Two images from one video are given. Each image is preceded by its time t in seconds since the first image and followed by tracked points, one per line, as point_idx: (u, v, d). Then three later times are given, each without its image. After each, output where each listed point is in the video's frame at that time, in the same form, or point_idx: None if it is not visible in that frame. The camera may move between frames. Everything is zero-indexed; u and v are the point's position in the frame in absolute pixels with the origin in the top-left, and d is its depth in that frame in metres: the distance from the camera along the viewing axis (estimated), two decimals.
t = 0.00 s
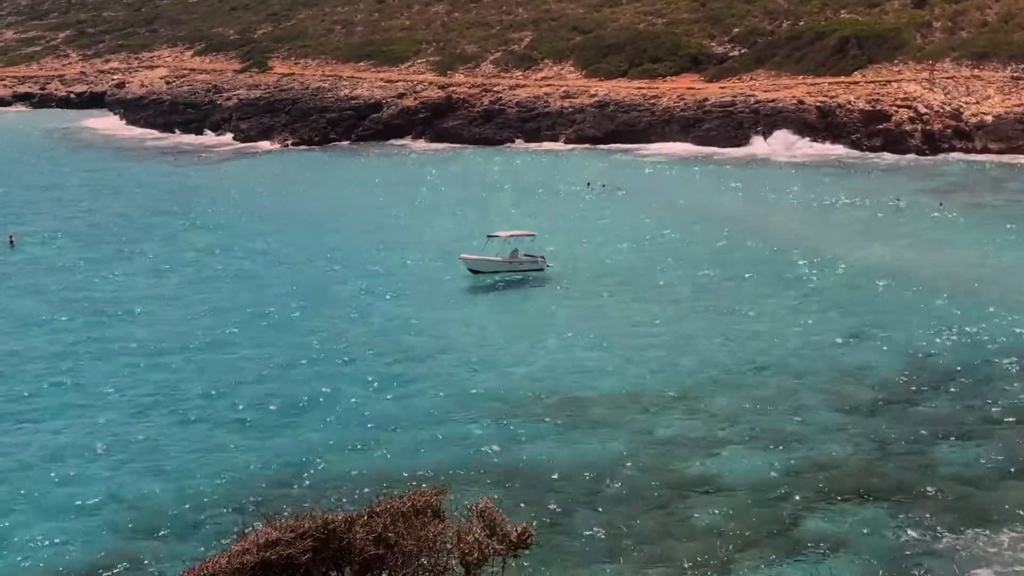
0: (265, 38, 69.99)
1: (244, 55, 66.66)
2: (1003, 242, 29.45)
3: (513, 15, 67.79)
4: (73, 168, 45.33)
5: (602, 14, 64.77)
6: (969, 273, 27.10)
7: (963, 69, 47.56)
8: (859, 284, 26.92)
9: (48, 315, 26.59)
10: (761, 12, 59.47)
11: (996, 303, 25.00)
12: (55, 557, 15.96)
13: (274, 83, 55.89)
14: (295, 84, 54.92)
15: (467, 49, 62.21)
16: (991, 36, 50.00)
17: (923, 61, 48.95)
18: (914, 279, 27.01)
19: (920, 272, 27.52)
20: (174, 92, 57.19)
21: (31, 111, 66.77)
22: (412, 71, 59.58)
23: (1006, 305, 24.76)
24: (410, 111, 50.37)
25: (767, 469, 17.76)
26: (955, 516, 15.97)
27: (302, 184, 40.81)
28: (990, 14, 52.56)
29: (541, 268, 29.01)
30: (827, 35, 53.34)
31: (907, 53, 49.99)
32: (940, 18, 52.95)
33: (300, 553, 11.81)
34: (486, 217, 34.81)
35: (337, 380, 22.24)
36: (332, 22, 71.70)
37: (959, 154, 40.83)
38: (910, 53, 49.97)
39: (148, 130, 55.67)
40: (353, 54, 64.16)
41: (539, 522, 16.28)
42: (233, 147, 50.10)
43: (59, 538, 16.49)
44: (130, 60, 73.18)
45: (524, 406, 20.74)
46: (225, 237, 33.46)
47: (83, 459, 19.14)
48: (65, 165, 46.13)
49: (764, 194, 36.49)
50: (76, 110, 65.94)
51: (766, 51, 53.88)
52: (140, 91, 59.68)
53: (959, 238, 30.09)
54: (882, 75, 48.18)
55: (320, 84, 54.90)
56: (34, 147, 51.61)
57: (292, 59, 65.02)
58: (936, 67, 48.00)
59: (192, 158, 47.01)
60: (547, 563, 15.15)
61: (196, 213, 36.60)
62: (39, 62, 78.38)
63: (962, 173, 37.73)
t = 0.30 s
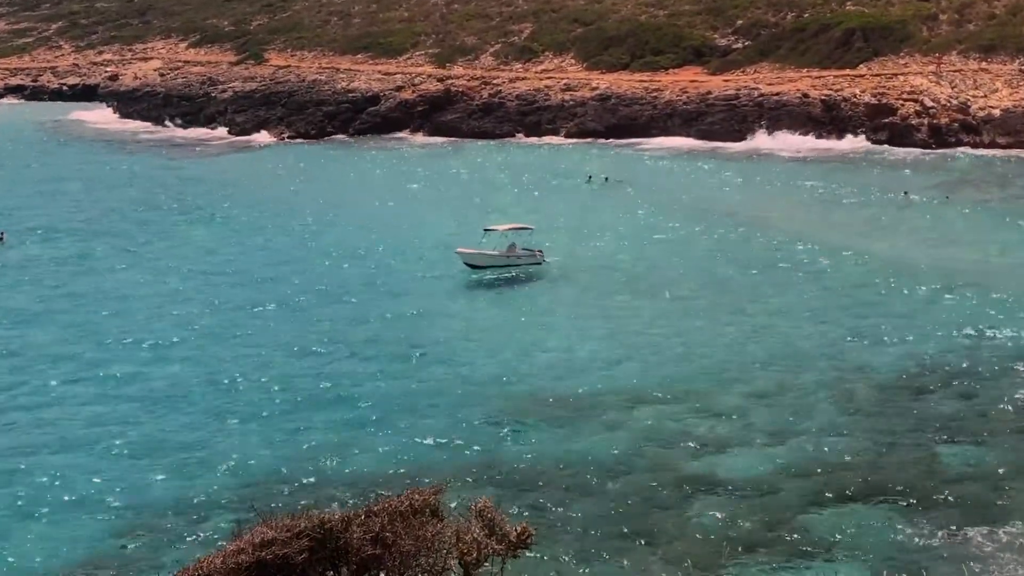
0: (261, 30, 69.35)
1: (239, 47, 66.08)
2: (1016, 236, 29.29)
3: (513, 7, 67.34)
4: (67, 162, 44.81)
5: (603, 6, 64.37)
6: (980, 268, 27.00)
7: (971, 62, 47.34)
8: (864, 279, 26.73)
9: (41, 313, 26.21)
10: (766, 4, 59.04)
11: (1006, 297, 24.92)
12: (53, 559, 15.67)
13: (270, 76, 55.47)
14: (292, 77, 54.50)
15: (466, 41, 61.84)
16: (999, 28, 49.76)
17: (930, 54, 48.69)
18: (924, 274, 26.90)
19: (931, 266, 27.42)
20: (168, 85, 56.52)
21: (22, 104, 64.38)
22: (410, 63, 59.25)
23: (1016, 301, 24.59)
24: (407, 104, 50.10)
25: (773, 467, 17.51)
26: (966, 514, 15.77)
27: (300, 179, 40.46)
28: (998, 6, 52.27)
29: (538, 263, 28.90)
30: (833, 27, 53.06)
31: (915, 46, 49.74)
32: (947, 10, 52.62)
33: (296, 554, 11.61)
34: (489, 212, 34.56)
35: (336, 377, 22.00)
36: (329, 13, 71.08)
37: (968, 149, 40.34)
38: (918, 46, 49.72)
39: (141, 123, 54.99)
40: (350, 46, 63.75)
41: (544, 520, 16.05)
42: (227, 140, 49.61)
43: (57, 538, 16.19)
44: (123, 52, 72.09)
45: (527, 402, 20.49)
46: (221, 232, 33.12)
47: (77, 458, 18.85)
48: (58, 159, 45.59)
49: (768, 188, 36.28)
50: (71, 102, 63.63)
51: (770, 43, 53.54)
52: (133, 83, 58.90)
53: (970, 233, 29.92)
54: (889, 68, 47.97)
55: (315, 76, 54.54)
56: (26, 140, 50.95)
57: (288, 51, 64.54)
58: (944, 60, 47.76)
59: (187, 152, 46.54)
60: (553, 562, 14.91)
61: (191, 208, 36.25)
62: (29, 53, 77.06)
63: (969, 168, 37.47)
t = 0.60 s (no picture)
0: (257, 19, 68.83)
1: (235, 37, 65.59)
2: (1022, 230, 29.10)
3: None
4: (62, 155, 44.38)
5: None
6: (988, 263, 26.76)
7: (978, 54, 47.10)
8: (870, 274, 26.48)
9: (35, 308, 25.89)
10: None
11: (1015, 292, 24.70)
12: (45, 560, 15.34)
13: (266, 67, 55.05)
14: (288, 68, 54.13)
15: (466, 32, 61.48)
16: (1006, 20, 49.48)
17: (937, 46, 48.41)
18: (931, 267, 26.73)
19: (939, 260, 27.19)
20: (162, 76, 56.05)
21: (15, 95, 63.89)
22: (408, 55, 58.96)
23: None
24: (406, 96, 49.79)
25: (778, 466, 17.20)
26: (978, 513, 15.50)
27: (298, 172, 40.15)
28: None
29: (536, 256, 28.55)
30: (838, 18, 52.75)
31: (921, 38, 49.44)
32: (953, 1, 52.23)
33: (292, 552, 11.46)
34: (488, 205, 34.36)
35: (335, 373, 21.72)
36: (326, 3, 70.59)
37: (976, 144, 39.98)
38: (924, 37, 49.42)
39: (135, 114, 54.48)
40: (348, 37, 63.38)
41: (546, 517, 15.83)
42: (223, 133, 49.21)
43: (49, 540, 15.86)
44: (117, 42, 71.25)
45: (528, 398, 20.22)
46: (217, 226, 32.83)
47: (71, 455, 18.59)
48: (52, 152, 45.16)
49: (771, 181, 36.03)
50: (63, 93, 63.27)
51: (774, 35, 53.17)
52: (127, 74, 58.38)
53: (977, 227, 29.72)
54: (895, 60, 47.72)
55: (313, 68, 54.18)
56: (20, 132, 50.46)
57: (285, 42, 64.16)
58: (951, 53, 47.48)
59: (183, 145, 46.13)
60: (557, 562, 14.64)
61: (187, 201, 35.94)
62: (21, 42, 76.31)
63: (975, 161, 37.22)
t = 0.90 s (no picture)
0: (252, 9, 68.28)
1: (230, 27, 65.09)
2: None
3: None
4: (54, 147, 43.86)
5: None
6: (997, 258, 26.49)
7: (987, 47, 46.79)
8: (879, 268, 26.30)
9: (26, 305, 25.53)
10: None
11: None
12: (37, 562, 15.02)
13: (260, 58, 54.60)
14: (283, 59, 53.73)
15: (464, 22, 61.07)
16: (1014, 12, 49.19)
17: (945, 38, 48.07)
18: (939, 262, 26.50)
19: (947, 255, 26.94)
20: (155, 67, 55.54)
21: (6, 86, 63.27)
22: (405, 46, 58.62)
23: None
24: (404, 88, 49.42)
25: (784, 464, 16.89)
26: (990, 513, 15.28)
27: (294, 165, 39.77)
28: None
29: (535, 250, 28.12)
30: (844, 10, 52.38)
31: (929, 29, 49.08)
32: None
33: (287, 552, 11.17)
34: (487, 198, 34.09)
35: (332, 370, 21.44)
36: None
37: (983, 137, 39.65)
38: (932, 28, 49.07)
39: (127, 106, 53.92)
40: (344, 28, 62.98)
41: (548, 514, 15.60)
42: (217, 125, 48.76)
43: (41, 542, 15.53)
44: (108, 33, 70.44)
45: (531, 395, 19.91)
46: (212, 220, 32.50)
47: (63, 453, 18.29)
48: (44, 144, 44.66)
49: (773, 175, 35.74)
50: (55, 85, 62.72)
51: (780, 26, 52.79)
52: (119, 64, 57.79)
53: (985, 221, 29.47)
54: (902, 53, 47.41)
55: (308, 59, 53.78)
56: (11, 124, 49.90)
57: (280, 32, 63.74)
58: (958, 45, 47.18)
59: (176, 137, 45.68)
60: (559, 562, 14.38)
61: (180, 195, 35.58)
62: (11, 31, 75.46)
63: (982, 155, 36.90)
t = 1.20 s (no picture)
0: (247, 5, 68.01)
1: (225, 22, 64.82)
2: None
3: None
4: (47, 145, 43.54)
5: None
6: (1002, 256, 26.33)
7: (991, 43, 46.71)
8: (883, 266, 26.15)
9: (18, 303, 25.32)
10: None
11: None
12: (31, 562, 14.84)
13: (256, 54, 54.37)
14: (278, 56, 53.52)
15: (462, 18, 60.91)
16: (1019, 8, 49.09)
17: (949, 34, 47.97)
18: (944, 259, 26.39)
19: (952, 252, 26.84)
20: (149, 63, 55.23)
21: None
22: (403, 42, 58.46)
23: None
24: (402, 85, 49.22)
25: (787, 463, 16.70)
26: (998, 513, 15.10)
27: (289, 162, 39.53)
28: None
29: (534, 249, 27.99)
30: (846, 6, 52.22)
31: (933, 25, 48.96)
32: None
33: (284, 554, 11.27)
34: (486, 195, 33.93)
35: (330, 369, 21.25)
36: None
37: (988, 134, 39.47)
38: (937, 25, 48.97)
39: (120, 102, 53.56)
40: (341, 24, 62.75)
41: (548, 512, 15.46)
42: (212, 122, 48.50)
43: (34, 543, 15.30)
44: (102, 28, 70.07)
45: (530, 393, 19.76)
46: (207, 217, 32.29)
47: (57, 453, 18.11)
48: (37, 141, 44.32)
49: (773, 172, 35.56)
50: (47, 81, 62.40)
51: (782, 22, 52.57)
52: (112, 60, 57.43)
53: (990, 218, 29.38)
54: (906, 49, 47.26)
55: (305, 55, 53.60)
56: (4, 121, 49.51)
57: (276, 28, 63.52)
58: (963, 41, 47.10)
59: (171, 134, 45.40)
60: (561, 563, 14.20)
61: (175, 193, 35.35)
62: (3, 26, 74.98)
63: (986, 153, 36.75)
